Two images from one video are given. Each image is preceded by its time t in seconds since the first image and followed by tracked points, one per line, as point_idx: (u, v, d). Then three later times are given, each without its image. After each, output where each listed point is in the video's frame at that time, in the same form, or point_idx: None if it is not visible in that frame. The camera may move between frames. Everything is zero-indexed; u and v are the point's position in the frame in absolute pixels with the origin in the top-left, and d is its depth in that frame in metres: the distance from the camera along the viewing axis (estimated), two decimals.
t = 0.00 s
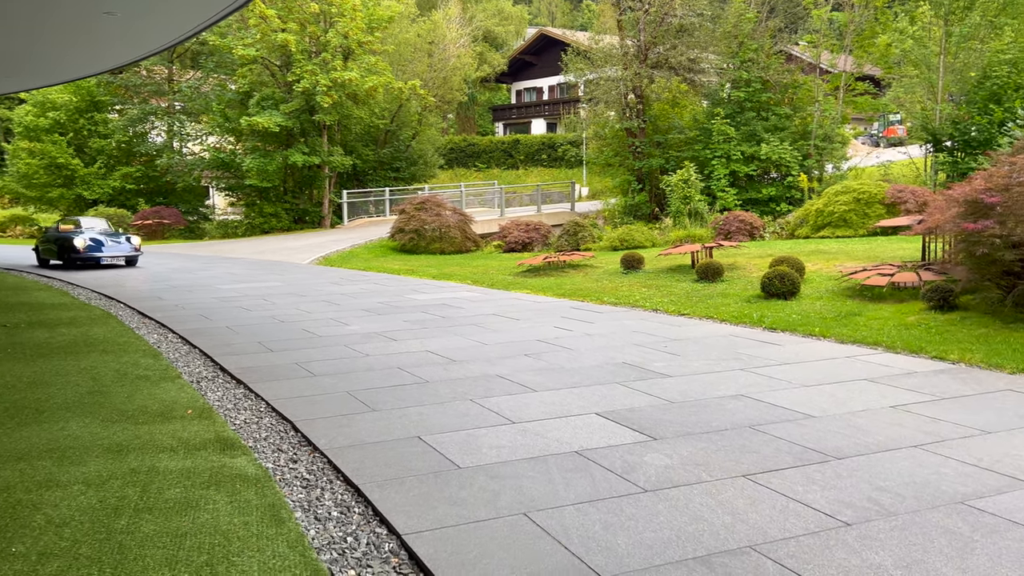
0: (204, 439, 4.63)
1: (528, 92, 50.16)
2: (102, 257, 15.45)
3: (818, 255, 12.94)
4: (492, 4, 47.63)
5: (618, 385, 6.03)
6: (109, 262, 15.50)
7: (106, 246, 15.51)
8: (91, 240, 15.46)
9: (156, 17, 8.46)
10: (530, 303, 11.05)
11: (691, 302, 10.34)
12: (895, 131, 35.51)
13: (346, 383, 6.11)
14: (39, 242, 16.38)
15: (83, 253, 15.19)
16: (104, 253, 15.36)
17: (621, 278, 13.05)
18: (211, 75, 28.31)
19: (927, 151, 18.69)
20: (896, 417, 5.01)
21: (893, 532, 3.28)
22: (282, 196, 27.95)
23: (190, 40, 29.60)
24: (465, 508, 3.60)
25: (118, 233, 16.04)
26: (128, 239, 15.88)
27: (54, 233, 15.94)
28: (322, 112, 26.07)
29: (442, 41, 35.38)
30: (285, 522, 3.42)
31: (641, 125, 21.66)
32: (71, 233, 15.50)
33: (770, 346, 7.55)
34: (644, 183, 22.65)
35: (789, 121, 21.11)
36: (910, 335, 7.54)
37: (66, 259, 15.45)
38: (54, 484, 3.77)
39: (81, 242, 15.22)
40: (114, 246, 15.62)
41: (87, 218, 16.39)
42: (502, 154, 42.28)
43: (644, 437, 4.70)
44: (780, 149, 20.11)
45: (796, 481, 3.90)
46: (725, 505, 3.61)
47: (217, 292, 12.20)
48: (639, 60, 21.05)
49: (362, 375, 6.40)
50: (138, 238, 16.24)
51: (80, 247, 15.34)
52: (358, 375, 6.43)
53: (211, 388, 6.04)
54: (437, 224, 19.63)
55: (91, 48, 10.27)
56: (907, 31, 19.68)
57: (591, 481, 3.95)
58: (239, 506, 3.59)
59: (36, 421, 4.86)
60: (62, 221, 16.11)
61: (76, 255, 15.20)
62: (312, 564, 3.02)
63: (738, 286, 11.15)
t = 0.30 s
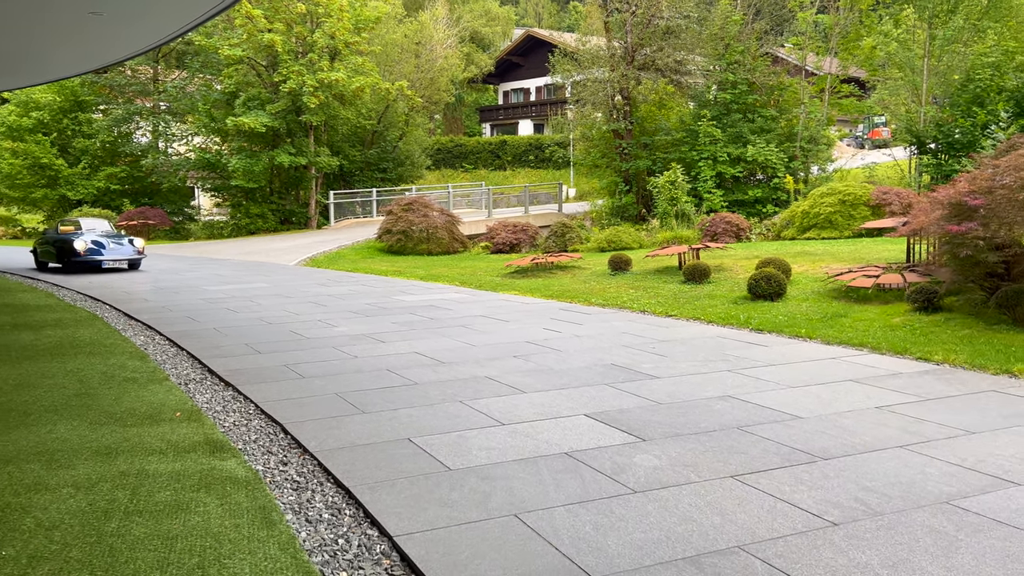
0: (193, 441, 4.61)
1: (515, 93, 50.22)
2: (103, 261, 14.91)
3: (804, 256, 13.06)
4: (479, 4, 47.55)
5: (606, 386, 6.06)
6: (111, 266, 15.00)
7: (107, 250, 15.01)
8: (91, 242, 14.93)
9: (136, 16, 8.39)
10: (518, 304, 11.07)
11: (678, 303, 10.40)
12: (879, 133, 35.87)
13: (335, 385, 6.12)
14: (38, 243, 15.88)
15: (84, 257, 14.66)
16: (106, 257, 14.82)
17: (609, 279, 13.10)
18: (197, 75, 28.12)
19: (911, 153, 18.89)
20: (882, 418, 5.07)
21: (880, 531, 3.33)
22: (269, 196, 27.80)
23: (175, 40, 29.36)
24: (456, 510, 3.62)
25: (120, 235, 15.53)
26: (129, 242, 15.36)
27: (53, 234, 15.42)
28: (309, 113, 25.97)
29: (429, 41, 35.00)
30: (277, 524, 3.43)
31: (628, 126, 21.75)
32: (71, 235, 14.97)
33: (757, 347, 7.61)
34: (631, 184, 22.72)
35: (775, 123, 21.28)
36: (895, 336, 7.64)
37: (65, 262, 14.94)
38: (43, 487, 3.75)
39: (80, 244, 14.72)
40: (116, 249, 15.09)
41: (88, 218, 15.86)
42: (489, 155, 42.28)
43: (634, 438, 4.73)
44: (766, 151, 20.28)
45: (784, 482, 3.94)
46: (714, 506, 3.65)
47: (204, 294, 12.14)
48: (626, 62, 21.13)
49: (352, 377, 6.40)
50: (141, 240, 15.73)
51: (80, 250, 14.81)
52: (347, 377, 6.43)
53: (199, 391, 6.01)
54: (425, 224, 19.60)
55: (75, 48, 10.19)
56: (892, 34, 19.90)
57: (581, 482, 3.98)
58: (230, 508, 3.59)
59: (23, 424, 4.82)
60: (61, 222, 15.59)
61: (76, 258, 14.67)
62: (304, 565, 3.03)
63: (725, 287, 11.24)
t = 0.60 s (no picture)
0: (187, 441, 4.62)
1: (509, 94, 50.26)
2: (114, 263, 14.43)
3: (796, 258, 13.13)
4: (473, 6, 47.52)
5: (599, 387, 6.09)
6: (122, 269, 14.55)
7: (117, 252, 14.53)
8: (101, 244, 14.48)
9: (130, 17, 8.38)
10: (511, 305, 11.09)
11: (671, 305, 10.45)
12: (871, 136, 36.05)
13: (328, 386, 6.13)
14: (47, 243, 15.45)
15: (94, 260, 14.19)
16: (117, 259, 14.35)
17: (602, 281, 13.14)
18: (190, 75, 28.05)
19: (903, 157, 18.98)
20: (872, 419, 5.12)
21: (868, 531, 3.37)
22: (261, 197, 27.73)
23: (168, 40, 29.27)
24: (450, 509, 3.64)
25: (131, 237, 15.07)
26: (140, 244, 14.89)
27: (62, 235, 14.96)
28: (302, 114, 25.94)
29: (423, 43, 34.98)
30: (271, 524, 3.44)
31: (622, 128, 21.84)
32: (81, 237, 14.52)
33: (748, 348, 7.65)
34: (624, 186, 22.75)
35: (768, 126, 21.34)
36: (886, 338, 7.70)
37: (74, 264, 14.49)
38: (37, 486, 3.75)
39: (90, 246, 14.25)
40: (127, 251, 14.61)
41: (98, 218, 15.41)
42: (483, 156, 42.29)
43: (625, 439, 4.76)
44: (759, 154, 20.40)
45: (775, 482, 3.97)
46: (705, 506, 3.68)
47: (197, 294, 12.11)
48: (620, 64, 21.20)
49: (344, 378, 6.41)
50: (153, 242, 15.26)
51: (90, 252, 14.36)
52: (340, 377, 6.44)
53: (193, 391, 6.00)
54: (418, 225, 19.61)
55: (68, 48, 10.16)
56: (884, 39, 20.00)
57: (574, 482, 4.00)
58: (224, 508, 3.61)
59: (16, 424, 4.80)
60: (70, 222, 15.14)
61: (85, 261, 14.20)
62: (297, 564, 3.04)
63: (717, 289, 11.29)
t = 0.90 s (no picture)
0: (182, 442, 4.62)
1: (507, 96, 50.31)
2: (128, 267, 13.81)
3: (792, 261, 13.17)
4: (470, 8, 47.52)
5: (594, 389, 6.10)
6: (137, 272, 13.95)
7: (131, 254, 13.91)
8: (115, 247, 13.90)
9: (125, 16, 8.37)
10: (508, 307, 11.10)
11: (667, 307, 10.47)
12: (868, 139, 36.16)
13: (324, 387, 6.13)
14: (60, 245, 14.91)
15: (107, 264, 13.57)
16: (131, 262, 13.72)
17: (599, 282, 13.16)
18: (187, 76, 28.03)
19: (899, 159, 19.01)
20: (866, 421, 5.14)
21: (861, 532, 3.39)
22: (258, 198, 27.72)
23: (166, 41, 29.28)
24: (444, 510, 3.65)
25: (147, 239, 14.48)
26: (156, 247, 14.28)
27: (75, 237, 14.41)
28: (300, 115, 25.95)
29: (421, 44, 34.95)
30: (265, 524, 3.45)
31: (618, 130, 21.88)
32: (94, 239, 13.94)
33: (744, 350, 7.67)
34: (621, 188, 22.77)
35: (765, 128, 21.36)
36: (881, 340, 7.73)
37: (86, 267, 13.92)
38: (31, 487, 3.76)
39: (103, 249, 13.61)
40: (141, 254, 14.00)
41: (113, 220, 14.86)
42: (480, 158, 42.29)
43: (620, 440, 4.77)
44: (756, 156, 20.45)
45: (768, 483, 3.99)
46: (699, 507, 3.69)
47: (193, 295, 12.09)
48: (617, 66, 21.18)
49: (340, 379, 6.41)
50: (170, 245, 14.66)
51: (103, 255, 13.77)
52: (336, 378, 6.44)
53: (189, 392, 6.00)
54: (415, 227, 19.63)
55: (66, 48, 10.14)
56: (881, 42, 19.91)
57: (568, 483, 4.02)
58: (218, 508, 3.61)
59: (11, 425, 4.79)
60: (84, 223, 14.59)
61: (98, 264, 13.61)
62: (292, 564, 3.04)
63: (713, 291, 11.31)
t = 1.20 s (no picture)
0: (176, 444, 4.62)
1: (503, 98, 50.37)
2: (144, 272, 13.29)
3: (787, 262, 13.21)
4: (466, 9, 47.53)
5: (589, 391, 6.11)
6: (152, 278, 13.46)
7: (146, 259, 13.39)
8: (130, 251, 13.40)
9: (124, 16, 8.27)
10: (503, 309, 11.11)
11: (662, 309, 10.49)
12: (863, 142, 36.35)
13: (319, 389, 6.13)
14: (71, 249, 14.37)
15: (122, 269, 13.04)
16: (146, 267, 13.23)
17: (594, 284, 13.19)
18: (183, 77, 27.98)
19: (894, 162, 19.04)
20: (860, 422, 5.16)
21: (854, 534, 3.41)
22: (254, 200, 27.71)
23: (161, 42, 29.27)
24: (439, 512, 3.66)
25: (162, 242, 13.96)
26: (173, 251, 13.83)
27: (87, 241, 13.88)
28: (296, 117, 25.94)
29: (417, 46, 34.96)
30: (260, 526, 3.46)
31: (614, 132, 21.91)
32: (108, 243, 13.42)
33: (738, 352, 7.69)
34: (617, 190, 22.81)
35: (760, 131, 21.47)
36: (875, 342, 7.76)
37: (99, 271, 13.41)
38: (25, 489, 3.75)
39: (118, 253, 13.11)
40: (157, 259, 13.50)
41: (126, 223, 14.35)
42: (476, 160, 42.32)
43: (615, 442, 4.79)
44: (751, 158, 20.53)
45: (762, 485, 4.01)
46: (693, 508, 3.71)
47: (189, 297, 12.06)
48: (613, 68, 21.19)
49: (336, 381, 6.41)
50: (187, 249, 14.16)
51: (116, 259, 13.25)
52: (331, 380, 6.44)
53: (184, 394, 5.99)
54: (411, 228, 19.63)
55: (62, 48, 10.09)
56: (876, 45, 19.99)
57: (563, 485, 4.03)
58: (212, 511, 3.61)
59: (4, 427, 4.79)
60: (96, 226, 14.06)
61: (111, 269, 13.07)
62: (287, 566, 3.05)
63: (708, 293, 11.34)
